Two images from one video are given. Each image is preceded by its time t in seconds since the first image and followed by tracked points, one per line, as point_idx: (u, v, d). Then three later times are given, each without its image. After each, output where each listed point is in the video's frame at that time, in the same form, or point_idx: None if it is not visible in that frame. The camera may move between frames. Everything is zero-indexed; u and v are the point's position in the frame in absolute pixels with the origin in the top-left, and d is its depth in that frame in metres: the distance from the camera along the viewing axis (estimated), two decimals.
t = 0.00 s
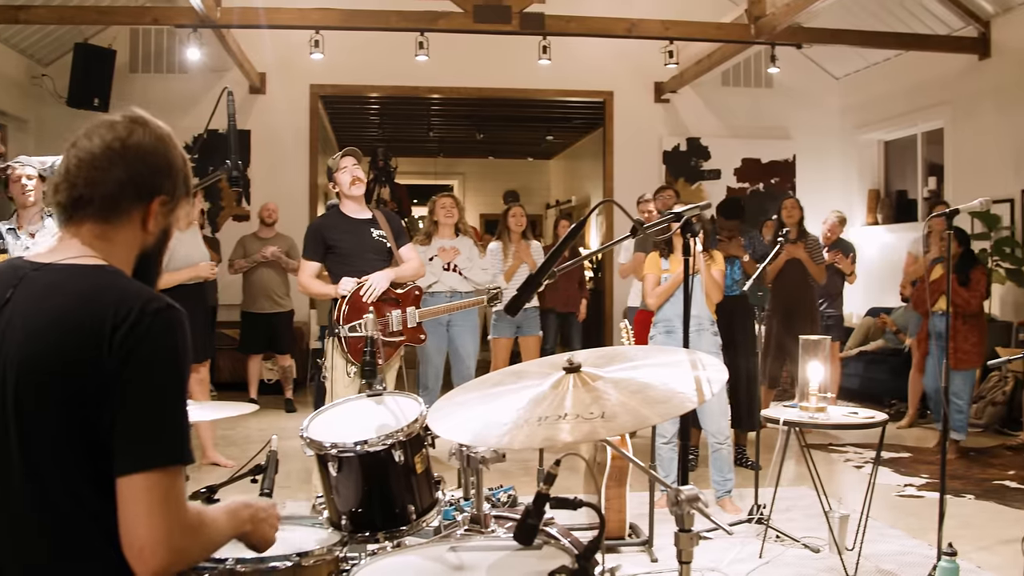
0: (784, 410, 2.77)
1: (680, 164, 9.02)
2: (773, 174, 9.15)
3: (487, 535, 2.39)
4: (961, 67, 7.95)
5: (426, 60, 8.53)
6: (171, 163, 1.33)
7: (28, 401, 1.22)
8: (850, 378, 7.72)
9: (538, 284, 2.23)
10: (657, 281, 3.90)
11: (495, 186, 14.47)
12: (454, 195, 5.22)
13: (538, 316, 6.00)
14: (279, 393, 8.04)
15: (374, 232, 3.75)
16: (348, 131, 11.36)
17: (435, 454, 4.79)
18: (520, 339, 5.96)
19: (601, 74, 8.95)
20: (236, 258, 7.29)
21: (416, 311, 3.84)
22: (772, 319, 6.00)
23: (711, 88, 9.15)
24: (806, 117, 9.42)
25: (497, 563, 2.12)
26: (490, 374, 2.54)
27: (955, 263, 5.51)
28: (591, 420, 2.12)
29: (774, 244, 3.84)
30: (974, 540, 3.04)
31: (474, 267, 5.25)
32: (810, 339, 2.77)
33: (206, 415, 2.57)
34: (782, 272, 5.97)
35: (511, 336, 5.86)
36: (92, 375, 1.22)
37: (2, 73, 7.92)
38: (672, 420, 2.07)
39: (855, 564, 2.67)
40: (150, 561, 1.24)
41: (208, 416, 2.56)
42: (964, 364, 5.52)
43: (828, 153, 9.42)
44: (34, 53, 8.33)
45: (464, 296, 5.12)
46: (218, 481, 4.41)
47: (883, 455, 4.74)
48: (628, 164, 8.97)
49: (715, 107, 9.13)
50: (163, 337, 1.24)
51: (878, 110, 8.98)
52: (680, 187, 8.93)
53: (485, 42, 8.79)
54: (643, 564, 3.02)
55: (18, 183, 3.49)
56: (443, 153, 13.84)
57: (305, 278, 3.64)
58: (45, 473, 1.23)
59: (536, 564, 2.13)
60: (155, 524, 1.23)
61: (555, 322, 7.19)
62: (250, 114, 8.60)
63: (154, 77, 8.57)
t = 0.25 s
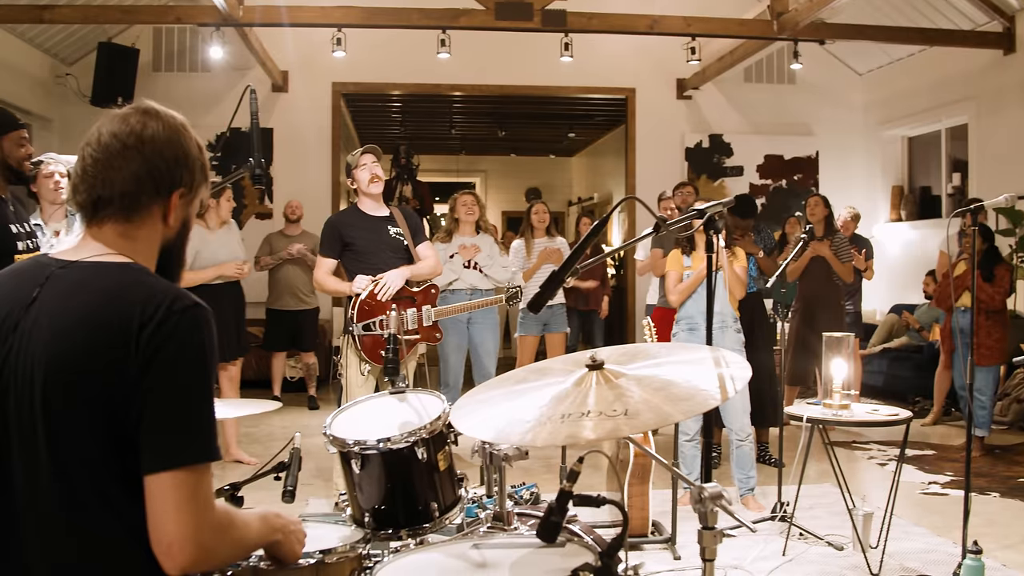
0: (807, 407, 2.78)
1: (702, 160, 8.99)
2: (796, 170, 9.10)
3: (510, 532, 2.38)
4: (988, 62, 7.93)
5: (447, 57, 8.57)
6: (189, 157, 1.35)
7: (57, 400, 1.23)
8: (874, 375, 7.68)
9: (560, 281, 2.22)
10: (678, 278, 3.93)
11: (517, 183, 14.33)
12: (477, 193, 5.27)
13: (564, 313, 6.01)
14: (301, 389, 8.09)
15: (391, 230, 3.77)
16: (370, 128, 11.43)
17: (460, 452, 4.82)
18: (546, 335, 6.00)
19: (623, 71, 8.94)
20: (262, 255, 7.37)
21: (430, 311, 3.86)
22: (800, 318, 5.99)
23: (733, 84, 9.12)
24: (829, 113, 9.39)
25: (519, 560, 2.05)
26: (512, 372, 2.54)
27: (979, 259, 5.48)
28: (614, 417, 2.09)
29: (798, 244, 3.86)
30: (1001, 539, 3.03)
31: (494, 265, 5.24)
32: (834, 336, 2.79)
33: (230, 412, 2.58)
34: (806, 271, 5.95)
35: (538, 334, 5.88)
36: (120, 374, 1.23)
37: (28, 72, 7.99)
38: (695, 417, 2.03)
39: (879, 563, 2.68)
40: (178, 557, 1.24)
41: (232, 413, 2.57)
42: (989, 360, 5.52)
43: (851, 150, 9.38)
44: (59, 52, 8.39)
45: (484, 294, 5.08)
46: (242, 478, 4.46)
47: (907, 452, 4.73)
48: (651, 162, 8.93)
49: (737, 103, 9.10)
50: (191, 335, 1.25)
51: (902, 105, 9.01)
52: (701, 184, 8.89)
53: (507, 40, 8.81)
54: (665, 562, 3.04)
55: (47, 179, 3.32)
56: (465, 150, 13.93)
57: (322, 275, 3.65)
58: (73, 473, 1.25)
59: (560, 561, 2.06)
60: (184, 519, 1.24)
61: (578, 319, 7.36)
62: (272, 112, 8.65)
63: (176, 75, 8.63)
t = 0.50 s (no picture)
0: (823, 406, 2.78)
1: (717, 159, 8.96)
2: (812, 168, 9.07)
3: (527, 531, 2.38)
4: (1006, 58, 7.89)
5: (462, 56, 8.60)
6: (204, 157, 1.36)
7: (73, 400, 1.25)
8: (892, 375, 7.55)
9: (577, 281, 2.22)
10: (693, 277, 3.94)
11: (533, 181, 14.39)
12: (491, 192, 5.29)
13: (583, 311, 6.01)
14: (317, 388, 8.12)
15: (401, 229, 3.77)
16: (386, 127, 11.47)
17: (476, 450, 4.84)
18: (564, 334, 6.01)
19: (638, 69, 8.93)
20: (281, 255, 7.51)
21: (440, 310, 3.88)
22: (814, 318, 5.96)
23: (748, 82, 9.10)
24: (845, 110, 9.35)
25: (534, 560, 2.05)
26: (528, 370, 2.54)
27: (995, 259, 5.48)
28: (630, 416, 2.09)
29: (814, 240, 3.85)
30: (1019, 539, 3.02)
31: (508, 263, 5.26)
32: (849, 335, 2.81)
33: (246, 411, 2.59)
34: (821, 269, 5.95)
35: (556, 332, 5.90)
36: (134, 373, 1.24)
37: (45, 73, 8.05)
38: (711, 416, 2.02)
39: (895, 562, 2.69)
40: (194, 554, 1.25)
41: (248, 412, 2.59)
42: (1005, 359, 5.53)
43: (867, 150, 9.36)
44: (76, 52, 8.45)
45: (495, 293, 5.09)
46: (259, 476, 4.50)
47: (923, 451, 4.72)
48: (666, 159, 8.94)
49: (752, 101, 9.08)
50: (204, 333, 1.26)
51: (918, 103, 8.99)
52: (716, 182, 8.88)
53: (522, 38, 8.82)
54: (681, 560, 3.06)
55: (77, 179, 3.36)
56: (480, 149, 13.97)
57: (330, 273, 3.63)
58: (90, 472, 1.26)
59: (576, 560, 2.06)
60: (199, 516, 1.25)
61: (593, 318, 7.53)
62: (288, 111, 8.67)
63: (192, 74, 8.68)
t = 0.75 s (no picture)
0: (825, 405, 2.78)
1: (719, 157, 8.94)
2: (815, 167, 9.08)
3: (529, 529, 2.37)
4: (1007, 58, 7.89)
5: (465, 54, 8.61)
6: (205, 153, 1.36)
7: (71, 399, 1.25)
8: (895, 374, 7.60)
9: (582, 278, 2.23)
10: (696, 276, 3.94)
11: (537, 181, 14.72)
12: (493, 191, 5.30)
13: (585, 310, 6.01)
14: (319, 386, 8.14)
15: (398, 228, 3.78)
16: (388, 126, 11.49)
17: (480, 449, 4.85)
18: (567, 332, 6.00)
19: (641, 68, 8.94)
20: (284, 253, 7.53)
21: (440, 309, 3.88)
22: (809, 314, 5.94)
23: (751, 81, 9.10)
24: (847, 108, 9.36)
25: (537, 558, 2.04)
26: (530, 369, 2.54)
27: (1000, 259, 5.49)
28: (634, 415, 2.09)
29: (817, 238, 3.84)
30: (1021, 538, 3.02)
31: (508, 262, 5.24)
32: (851, 334, 2.82)
33: (249, 409, 2.59)
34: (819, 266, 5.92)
35: (558, 330, 5.91)
36: (132, 372, 1.25)
37: (48, 71, 8.06)
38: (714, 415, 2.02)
39: (896, 560, 2.70)
40: (192, 553, 1.26)
41: (251, 410, 2.59)
42: (1008, 359, 5.54)
43: (870, 150, 9.38)
44: (79, 51, 8.45)
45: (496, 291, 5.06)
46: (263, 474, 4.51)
47: (925, 451, 4.72)
48: (669, 158, 8.93)
49: (755, 100, 9.08)
50: (202, 329, 1.26)
51: (920, 103, 9.00)
52: (718, 181, 8.88)
53: (525, 37, 8.83)
54: (683, 560, 3.07)
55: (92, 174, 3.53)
56: (483, 148, 14.00)
57: (329, 268, 3.60)
58: (89, 469, 1.27)
59: (578, 558, 2.05)
60: (196, 514, 1.25)
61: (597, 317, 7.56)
62: (291, 109, 8.68)
63: (196, 73, 8.68)
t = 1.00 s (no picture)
0: (831, 403, 2.77)
1: (725, 155, 8.97)
2: (821, 165, 9.09)
3: (535, 526, 2.36)
4: (1013, 57, 7.88)
5: (470, 51, 8.61)
6: (208, 145, 1.37)
7: (79, 395, 1.25)
8: (899, 372, 7.61)
9: (589, 275, 2.22)
10: (703, 273, 3.94)
11: (542, 177, 14.74)
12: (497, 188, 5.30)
13: (587, 307, 6.02)
14: (324, 382, 8.16)
15: (402, 225, 3.78)
16: (393, 123, 11.50)
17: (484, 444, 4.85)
18: (570, 329, 6.01)
19: (646, 65, 8.94)
20: (288, 249, 7.53)
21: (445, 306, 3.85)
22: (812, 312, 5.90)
23: (757, 79, 9.09)
24: (853, 106, 9.34)
25: (543, 555, 2.04)
26: (535, 366, 2.54)
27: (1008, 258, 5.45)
28: (640, 412, 2.09)
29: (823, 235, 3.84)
30: None
31: (513, 259, 5.16)
32: (857, 332, 2.82)
33: (253, 405, 2.59)
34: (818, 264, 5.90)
35: (560, 327, 5.92)
36: (139, 367, 1.25)
37: (54, 67, 8.06)
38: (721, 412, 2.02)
39: (902, 559, 2.69)
40: (199, 548, 1.26)
41: (256, 406, 2.58)
42: (1013, 357, 5.54)
43: (876, 149, 9.36)
44: (84, 46, 8.46)
45: (501, 289, 5.01)
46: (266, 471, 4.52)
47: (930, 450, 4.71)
48: (674, 155, 8.93)
49: (760, 97, 9.06)
50: (210, 324, 1.26)
51: (926, 102, 9.01)
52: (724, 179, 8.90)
53: (530, 35, 8.83)
54: (688, 557, 3.08)
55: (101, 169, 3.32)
56: (488, 145, 14.00)
57: (339, 264, 3.57)
58: (96, 464, 1.27)
59: (585, 554, 2.04)
60: (204, 510, 1.25)
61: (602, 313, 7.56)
62: (296, 105, 8.70)
63: (200, 69, 8.69)
